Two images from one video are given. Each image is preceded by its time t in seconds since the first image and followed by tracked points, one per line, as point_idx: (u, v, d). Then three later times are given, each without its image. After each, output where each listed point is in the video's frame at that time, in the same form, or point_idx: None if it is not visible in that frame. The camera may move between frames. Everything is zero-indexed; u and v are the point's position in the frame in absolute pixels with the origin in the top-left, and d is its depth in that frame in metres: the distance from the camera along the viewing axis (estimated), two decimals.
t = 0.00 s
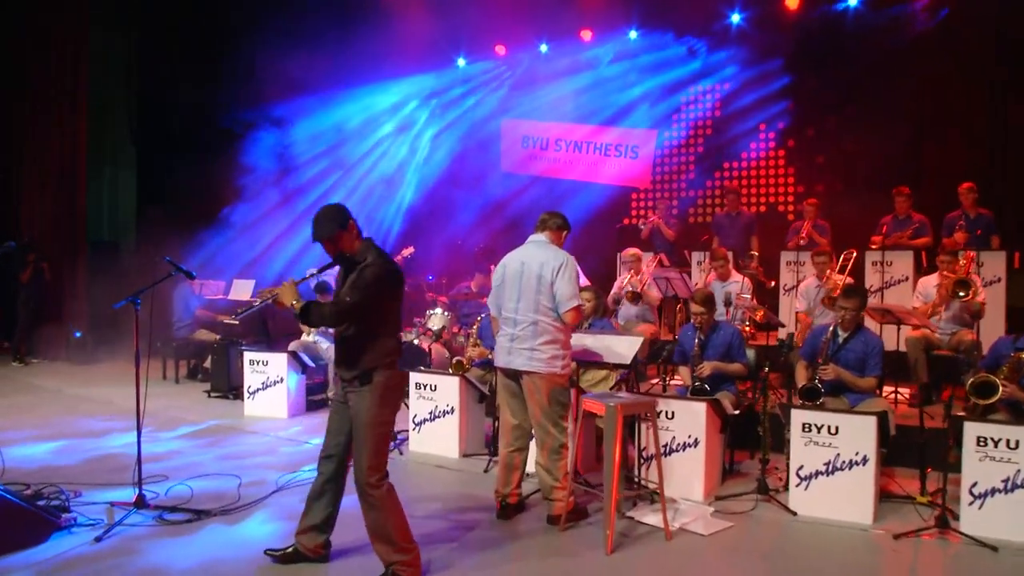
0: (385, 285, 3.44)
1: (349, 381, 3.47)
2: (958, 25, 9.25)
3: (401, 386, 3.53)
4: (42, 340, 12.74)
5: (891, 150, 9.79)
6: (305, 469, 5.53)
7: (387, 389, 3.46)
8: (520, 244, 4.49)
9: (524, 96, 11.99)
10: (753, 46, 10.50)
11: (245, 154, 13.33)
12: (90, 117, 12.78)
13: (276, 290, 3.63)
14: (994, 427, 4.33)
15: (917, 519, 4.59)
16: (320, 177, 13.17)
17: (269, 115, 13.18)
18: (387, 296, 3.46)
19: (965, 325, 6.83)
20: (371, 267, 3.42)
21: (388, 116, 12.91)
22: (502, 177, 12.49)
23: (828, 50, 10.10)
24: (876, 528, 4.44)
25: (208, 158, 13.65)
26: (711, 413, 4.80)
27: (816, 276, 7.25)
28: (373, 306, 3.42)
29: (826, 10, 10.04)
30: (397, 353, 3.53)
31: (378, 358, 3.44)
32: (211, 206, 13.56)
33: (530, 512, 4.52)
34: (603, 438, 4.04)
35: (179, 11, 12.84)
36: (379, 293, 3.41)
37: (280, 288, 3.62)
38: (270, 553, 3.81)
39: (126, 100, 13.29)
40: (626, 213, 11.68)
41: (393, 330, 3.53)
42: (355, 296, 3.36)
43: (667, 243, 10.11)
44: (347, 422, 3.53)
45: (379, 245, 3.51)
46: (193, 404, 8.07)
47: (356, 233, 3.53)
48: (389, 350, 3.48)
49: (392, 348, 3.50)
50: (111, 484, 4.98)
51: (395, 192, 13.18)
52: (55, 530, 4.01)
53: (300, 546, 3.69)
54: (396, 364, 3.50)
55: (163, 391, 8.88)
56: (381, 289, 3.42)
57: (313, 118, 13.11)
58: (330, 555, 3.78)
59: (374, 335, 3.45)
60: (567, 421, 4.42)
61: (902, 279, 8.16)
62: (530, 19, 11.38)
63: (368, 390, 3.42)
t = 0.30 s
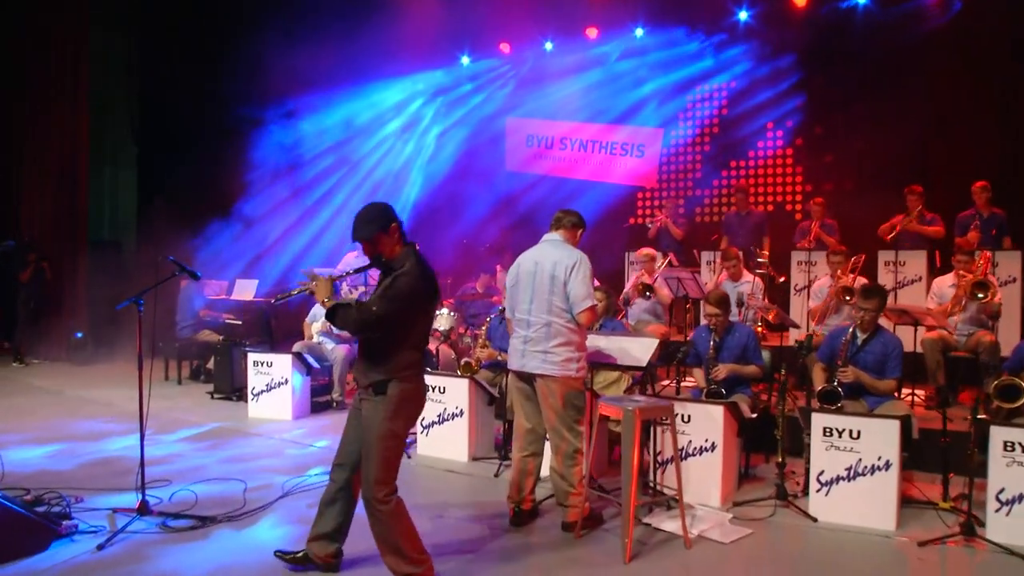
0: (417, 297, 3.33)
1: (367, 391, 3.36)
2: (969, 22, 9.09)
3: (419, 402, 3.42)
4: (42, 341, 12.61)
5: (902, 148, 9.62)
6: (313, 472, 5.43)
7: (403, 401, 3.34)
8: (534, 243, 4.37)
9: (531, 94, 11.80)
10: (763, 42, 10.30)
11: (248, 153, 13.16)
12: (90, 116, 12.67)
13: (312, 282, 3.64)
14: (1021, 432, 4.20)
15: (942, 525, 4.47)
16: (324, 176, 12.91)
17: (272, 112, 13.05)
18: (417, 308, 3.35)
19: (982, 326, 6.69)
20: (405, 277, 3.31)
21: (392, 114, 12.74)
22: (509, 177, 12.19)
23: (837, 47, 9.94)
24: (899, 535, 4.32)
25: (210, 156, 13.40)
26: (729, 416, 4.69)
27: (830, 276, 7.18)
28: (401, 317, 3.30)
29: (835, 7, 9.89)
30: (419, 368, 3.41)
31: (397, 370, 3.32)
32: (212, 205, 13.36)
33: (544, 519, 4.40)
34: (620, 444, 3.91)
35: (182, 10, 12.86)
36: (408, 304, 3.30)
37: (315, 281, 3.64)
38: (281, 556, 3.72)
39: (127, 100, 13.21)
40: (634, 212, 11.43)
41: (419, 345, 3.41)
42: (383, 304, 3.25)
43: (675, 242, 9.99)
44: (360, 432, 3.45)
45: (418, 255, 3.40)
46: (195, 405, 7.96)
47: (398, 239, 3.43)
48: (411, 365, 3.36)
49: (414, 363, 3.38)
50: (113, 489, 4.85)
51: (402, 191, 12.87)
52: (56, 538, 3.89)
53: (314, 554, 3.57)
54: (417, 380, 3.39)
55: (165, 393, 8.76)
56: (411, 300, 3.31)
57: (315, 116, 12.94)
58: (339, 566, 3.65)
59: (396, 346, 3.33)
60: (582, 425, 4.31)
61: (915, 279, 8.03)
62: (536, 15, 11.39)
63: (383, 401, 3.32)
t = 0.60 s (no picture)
0: (422, 282, 3.27)
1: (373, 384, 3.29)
2: (977, 19, 8.92)
3: (428, 395, 3.32)
4: (40, 343, 12.45)
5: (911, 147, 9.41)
6: (316, 475, 5.33)
7: (410, 398, 3.25)
8: (542, 243, 4.24)
9: (535, 93, 11.66)
10: (767, 40, 10.15)
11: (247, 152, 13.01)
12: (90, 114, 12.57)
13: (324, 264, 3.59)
14: None
15: (962, 531, 4.35)
16: (328, 172, 12.78)
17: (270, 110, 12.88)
18: (422, 295, 3.28)
19: (996, 327, 6.47)
20: (410, 261, 3.26)
21: (392, 113, 12.62)
22: (513, 176, 12.02)
23: (842, 46, 9.77)
24: (919, 541, 4.20)
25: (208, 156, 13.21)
26: (743, 419, 4.58)
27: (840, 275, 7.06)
28: (404, 302, 3.24)
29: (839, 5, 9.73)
30: (427, 361, 3.32)
31: (401, 360, 3.24)
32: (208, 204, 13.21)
33: (555, 525, 4.30)
34: (634, 448, 3.79)
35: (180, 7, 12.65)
36: (411, 289, 3.24)
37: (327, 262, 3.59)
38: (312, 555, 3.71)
39: (126, 100, 13.12)
40: (637, 211, 11.23)
41: (426, 337, 3.33)
42: (384, 287, 3.20)
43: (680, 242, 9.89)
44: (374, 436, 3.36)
45: (428, 243, 3.34)
46: (194, 407, 7.84)
47: (412, 226, 3.37)
48: (417, 356, 3.27)
49: (422, 355, 3.29)
50: (112, 494, 4.73)
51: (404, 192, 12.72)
52: (53, 546, 3.78)
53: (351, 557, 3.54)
54: (424, 371, 3.30)
55: (165, 394, 8.64)
56: (414, 286, 3.24)
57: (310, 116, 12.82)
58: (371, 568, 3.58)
59: (400, 334, 3.26)
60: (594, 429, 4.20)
61: (925, 279, 7.92)
62: (538, 13, 11.26)
63: (388, 400, 3.23)
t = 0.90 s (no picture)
0: (411, 277, 3.15)
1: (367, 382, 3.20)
2: (987, 15, 8.73)
3: (419, 396, 3.19)
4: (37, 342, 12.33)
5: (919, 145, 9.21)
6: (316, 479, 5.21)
7: (401, 398, 3.13)
8: (549, 243, 4.12)
9: (538, 91, 11.46)
10: (773, 37, 9.93)
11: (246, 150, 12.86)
12: (85, 111, 12.43)
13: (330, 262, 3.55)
14: None
15: (983, 538, 4.23)
16: (332, 168, 12.61)
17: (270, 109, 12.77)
18: (410, 291, 3.16)
19: (1009, 328, 6.46)
20: (399, 256, 3.16)
21: (391, 111, 12.44)
22: (517, 176, 11.81)
23: (847, 43, 9.57)
24: (939, 549, 4.08)
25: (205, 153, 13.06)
26: (757, 423, 4.47)
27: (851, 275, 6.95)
28: (391, 297, 3.14)
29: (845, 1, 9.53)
30: (418, 360, 3.19)
31: (389, 359, 3.13)
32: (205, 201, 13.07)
33: (565, 532, 4.18)
34: (649, 453, 3.67)
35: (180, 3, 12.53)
36: (399, 284, 3.12)
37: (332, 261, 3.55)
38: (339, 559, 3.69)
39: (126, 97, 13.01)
40: (641, 211, 11.04)
41: (417, 336, 3.21)
42: (370, 279, 3.10)
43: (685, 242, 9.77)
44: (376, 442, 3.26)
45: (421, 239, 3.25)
46: (193, 408, 7.72)
47: (407, 222, 3.27)
48: (405, 354, 3.16)
49: (411, 353, 3.17)
50: (108, 500, 4.61)
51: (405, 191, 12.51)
52: (48, 555, 3.66)
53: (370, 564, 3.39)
54: (413, 371, 3.17)
55: (165, 395, 8.53)
56: (404, 281, 3.13)
57: (305, 117, 12.72)
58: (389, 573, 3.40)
59: (387, 330, 3.16)
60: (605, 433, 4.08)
61: (935, 279, 7.80)
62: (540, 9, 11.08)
63: (382, 401, 3.14)
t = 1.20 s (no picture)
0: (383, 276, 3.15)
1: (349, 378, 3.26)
2: (996, 12, 8.57)
3: (392, 394, 3.20)
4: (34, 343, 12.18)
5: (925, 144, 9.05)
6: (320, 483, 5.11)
7: (373, 394, 3.17)
8: (557, 241, 4.01)
9: (542, 90, 11.28)
10: (778, 34, 9.76)
11: (246, 150, 12.73)
12: (83, 110, 12.30)
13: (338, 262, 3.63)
14: None
15: (1007, 546, 4.10)
16: (337, 165, 12.42)
17: (270, 107, 12.59)
18: (384, 290, 3.18)
19: None
20: (371, 254, 3.18)
21: (393, 108, 12.23)
22: (522, 173, 11.63)
23: (853, 40, 9.40)
24: (962, 557, 3.96)
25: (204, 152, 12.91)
26: (773, 426, 4.36)
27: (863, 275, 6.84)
28: (364, 294, 3.17)
29: None
30: (390, 358, 3.19)
31: (364, 355, 3.17)
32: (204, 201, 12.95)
33: (577, 539, 4.06)
34: (666, 458, 3.54)
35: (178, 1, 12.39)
36: (368, 281, 3.13)
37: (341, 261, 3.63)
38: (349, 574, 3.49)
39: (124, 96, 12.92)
40: (645, 210, 10.87)
41: (394, 332, 3.21)
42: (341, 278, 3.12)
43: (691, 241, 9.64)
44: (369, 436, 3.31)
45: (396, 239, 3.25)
46: (193, 411, 7.59)
47: (386, 222, 3.28)
48: (378, 351, 3.17)
49: (382, 351, 3.18)
50: (105, 506, 4.49)
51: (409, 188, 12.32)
52: (43, 565, 3.54)
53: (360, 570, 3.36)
54: (385, 368, 3.18)
55: (164, 397, 8.40)
56: (372, 279, 3.14)
57: (309, 113, 12.52)
58: None
59: (362, 328, 3.20)
60: (618, 436, 3.96)
61: (946, 278, 7.68)
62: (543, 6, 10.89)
63: (357, 395, 3.19)
